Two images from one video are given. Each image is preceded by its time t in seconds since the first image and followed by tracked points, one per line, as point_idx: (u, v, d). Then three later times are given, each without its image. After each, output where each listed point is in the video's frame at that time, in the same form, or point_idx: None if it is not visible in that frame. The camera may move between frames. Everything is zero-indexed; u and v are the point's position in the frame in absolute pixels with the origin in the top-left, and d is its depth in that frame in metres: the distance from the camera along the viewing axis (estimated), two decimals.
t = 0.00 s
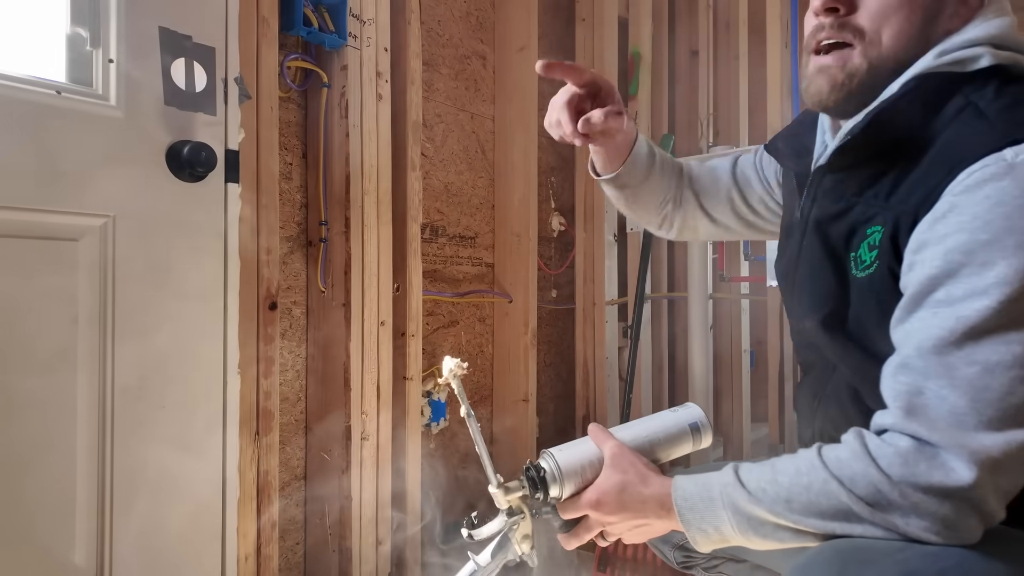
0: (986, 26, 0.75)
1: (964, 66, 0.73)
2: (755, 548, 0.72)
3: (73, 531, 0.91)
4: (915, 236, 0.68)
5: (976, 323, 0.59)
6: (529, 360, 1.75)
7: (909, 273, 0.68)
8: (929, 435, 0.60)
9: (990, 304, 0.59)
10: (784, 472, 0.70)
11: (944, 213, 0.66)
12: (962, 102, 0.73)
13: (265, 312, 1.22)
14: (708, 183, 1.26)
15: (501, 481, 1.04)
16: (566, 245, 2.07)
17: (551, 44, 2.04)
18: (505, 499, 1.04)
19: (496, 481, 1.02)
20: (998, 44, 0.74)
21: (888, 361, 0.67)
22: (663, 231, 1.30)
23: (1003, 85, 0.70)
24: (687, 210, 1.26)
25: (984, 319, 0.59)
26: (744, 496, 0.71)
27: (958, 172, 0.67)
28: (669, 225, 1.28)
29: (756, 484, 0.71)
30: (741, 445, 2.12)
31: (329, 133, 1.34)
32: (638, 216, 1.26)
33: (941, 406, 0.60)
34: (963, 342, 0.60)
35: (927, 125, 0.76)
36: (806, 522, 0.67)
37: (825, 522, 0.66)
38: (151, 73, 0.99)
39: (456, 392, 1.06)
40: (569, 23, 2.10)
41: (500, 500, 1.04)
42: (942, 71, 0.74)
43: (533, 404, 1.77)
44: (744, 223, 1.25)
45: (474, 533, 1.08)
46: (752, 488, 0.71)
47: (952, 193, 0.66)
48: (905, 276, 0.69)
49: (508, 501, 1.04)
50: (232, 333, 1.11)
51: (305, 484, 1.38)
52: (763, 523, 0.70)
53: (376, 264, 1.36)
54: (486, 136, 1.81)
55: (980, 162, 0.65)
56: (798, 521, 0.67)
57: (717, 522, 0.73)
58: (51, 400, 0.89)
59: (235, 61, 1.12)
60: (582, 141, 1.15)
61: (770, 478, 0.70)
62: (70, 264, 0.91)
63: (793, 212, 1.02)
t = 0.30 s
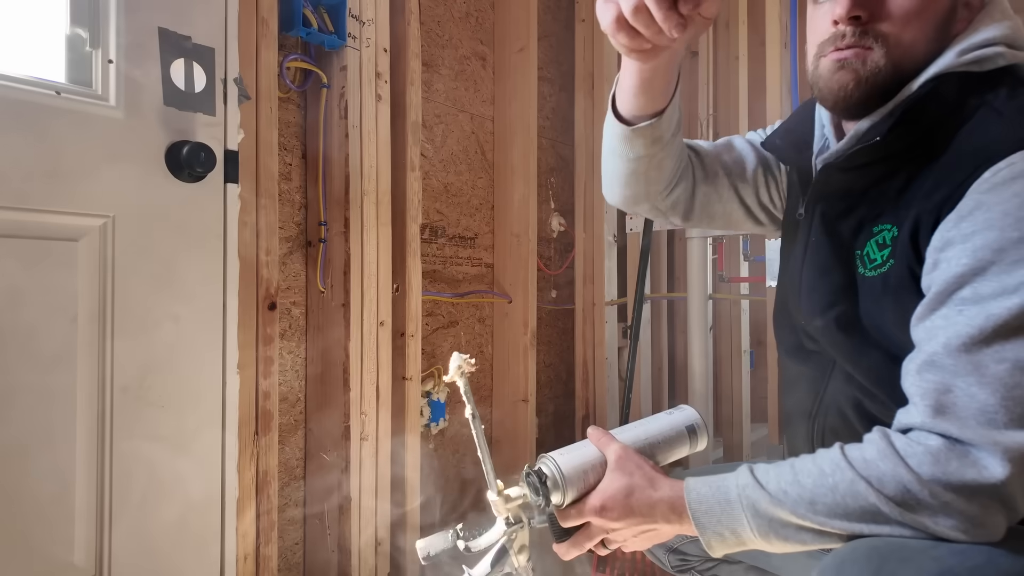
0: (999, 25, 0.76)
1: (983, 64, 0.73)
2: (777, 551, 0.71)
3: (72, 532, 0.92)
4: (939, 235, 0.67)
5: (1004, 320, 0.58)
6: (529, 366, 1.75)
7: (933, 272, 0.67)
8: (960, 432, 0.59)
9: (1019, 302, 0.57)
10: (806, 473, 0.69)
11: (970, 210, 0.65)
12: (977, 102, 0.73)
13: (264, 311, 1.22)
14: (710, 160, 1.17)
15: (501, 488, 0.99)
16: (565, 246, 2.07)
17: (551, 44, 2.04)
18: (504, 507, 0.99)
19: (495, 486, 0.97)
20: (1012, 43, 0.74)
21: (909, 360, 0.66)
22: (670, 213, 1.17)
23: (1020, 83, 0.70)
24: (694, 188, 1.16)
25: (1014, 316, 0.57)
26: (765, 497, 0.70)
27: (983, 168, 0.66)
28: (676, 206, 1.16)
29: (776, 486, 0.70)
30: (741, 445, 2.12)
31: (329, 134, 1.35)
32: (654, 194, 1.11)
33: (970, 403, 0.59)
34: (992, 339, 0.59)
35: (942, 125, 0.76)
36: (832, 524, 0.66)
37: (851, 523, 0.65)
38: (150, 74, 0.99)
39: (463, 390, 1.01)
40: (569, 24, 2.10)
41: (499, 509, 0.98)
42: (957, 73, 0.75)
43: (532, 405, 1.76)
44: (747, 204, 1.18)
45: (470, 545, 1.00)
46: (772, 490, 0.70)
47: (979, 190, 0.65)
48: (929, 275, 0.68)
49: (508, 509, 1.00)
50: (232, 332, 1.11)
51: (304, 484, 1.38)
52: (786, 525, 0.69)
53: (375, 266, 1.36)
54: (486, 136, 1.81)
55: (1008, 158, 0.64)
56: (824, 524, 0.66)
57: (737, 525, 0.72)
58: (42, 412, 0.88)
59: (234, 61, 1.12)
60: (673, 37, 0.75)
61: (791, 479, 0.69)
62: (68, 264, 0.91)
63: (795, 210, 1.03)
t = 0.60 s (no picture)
0: (987, 31, 0.75)
1: (970, 72, 0.72)
2: (792, 564, 0.71)
3: (73, 532, 0.92)
4: (937, 240, 0.67)
5: (1010, 323, 0.58)
6: (529, 368, 1.75)
7: (933, 278, 0.67)
8: (974, 441, 0.59)
9: None
10: (819, 485, 0.69)
11: (965, 213, 0.64)
12: (966, 105, 0.72)
13: (264, 312, 1.22)
14: (702, 229, 1.26)
15: (505, 504, 0.99)
16: (566, 246, 2.07)
17: (552, 45, 2.04)
18: (510, 523, 0.99)
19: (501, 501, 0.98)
20: (999, 48, 0.74)
21: (916, 368, 0.66)
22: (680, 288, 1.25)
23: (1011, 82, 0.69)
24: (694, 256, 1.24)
25: (1019, 319, 0.57)
26: (777, 511, 0.70)
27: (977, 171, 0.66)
28: (682, 280, 1.24)
29: (790, 498, 0.70)
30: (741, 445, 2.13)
31: (329, 135, 1.35)
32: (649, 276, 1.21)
33: (981, 410, 0.59)
34: (999, 343, 0.59)
35: (933, 130, 0.75)
36: (848, 537, 0.66)
37: (869, 537, 0.65)
38: (152, 75, 1.00)
39: (465, 403, 1.00)
40: (569, 25, 2.10)
41: (504, 525, 0.99)
42: (946, 80, 0.74)
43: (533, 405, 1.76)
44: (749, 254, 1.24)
45: (478, 564, 1.02)
46: (785, 503, 0.70)
47: (972, 192, 0.64)
48: (930, 281, 0.68)
49: (513, 526, 0.99)
50: (232, 332, 1.11)
51: (305, 485, 1.38)
52: (800, 538, 0.69)
53: (376, 267, 1.36)
54: (486, 137, 1.81)
55: (999, 158, 0.64)
56: (839, 537, 0.66)
57: (749, 539, 0.72)
58: (44, 406, 0.89)
59: (234, 62, 1.12)
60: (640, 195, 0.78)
61: (804, 491, 0.70)
62: (68, 265, 0.91)
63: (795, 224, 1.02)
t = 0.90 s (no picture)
0: (934, 48, 0.81)
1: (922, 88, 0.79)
2: None
3: (73, 533, 0.92)
4: (916, 247, 0.73)
5: (994, 320, 0.63)
6: (529, 368, 1.75)
7: (919, 284, 0.72)
8: (974, 442, 0.64)
9: (1007, 301, 0.62)
10: (827, 499, 0.73)
11: (939, 218, 0.71)
12: (930, 116, 0.78)
13: (264, 312, 1.21)
14: (727, 318, 1.32)
15: (509, 543, 1.03)
16: (565, 246, 2.07)
17: (551, 46, 2.04)
18: (518, 564, 1.03)
19: (507, 542, 1.02)
20: (948, 64, 0.81)
21: (912, 376, 0.71)
22: (733, 374, 1.29)
23: (970, 96, 0.77)
24: (732, 346, 1.29)
25: (1003, 316, 0.63)
26: (787, 527, 0.74)
27: (946, 175, 0.73)
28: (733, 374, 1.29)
29: (798, 514, 0.74)
30: (741, 445, 2.13)
31: (329, 135, 1.35)
32: (691, 382, 1.29)
33: (979, 412, 0.64)
34: (987, 341, 0.64)
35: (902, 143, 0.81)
36: (859, 549, 0.70)
37: (880, 548, 0.69)
38: (152, 76, 1.00)
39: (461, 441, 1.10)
40: (568, 25, 2.10)
41: (512, 566, 1.03)
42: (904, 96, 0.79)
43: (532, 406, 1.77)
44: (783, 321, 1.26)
45: None
46: (794, 519, 0.74)
47: (944, 197, 0.71)
48: (916, 286, 0.73)
49: (521, 567, 1.03)
50: (231, 332, 1.11)
51: (304, 485, 1.38)
52: (813, 554, 0.73)
53: (375, 267, 1.36)
54: (486, 138, 1.82)
55: (965, 163, 0.70)
56: (851, 549, 0.70)
57: (761, 559, 0.75)
58: (42, 401, 0.89)
59: (234, 63, 1.12)
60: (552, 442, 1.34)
61: (813, 506, 0.73)
62: (67, 264, 0.91)
63: (783, 253, 1.09)
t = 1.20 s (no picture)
0: (903, 63, 0.84)
1: (895, 103, 0.81)
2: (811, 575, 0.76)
3: (74, 532, 0.92)
4: (904, 249, 0.74)
5: (981, 316, 0.64)
6: (529, 368, 1.75)
7: (908, 287, 0.73)
8: (971, 435, 0.65)
9: (992, 296, 0.64)
10: (831, 492, 0.75)
11: (921, 221, 0.72)
12: (904, 127, 0.80)
13: (265, 312, 1.21)
14: (716, 330, 1.36)
15: (522, 531, 1.04)
16: (566, 246, 2.08)
17: (551, 46, 2.05)
18: (528, 553, 1.04)
19: (519, 532, 1.02)
20: (917, 78, 0.83)
21: (909, 375, 0.72)
22: (719, 385, 1.35)
23: (942, 106, 0.78)
24: (719, 358, 1.34)
25: (988, 312, 0.64)
26: (792, 520, 0.76)
27: (926, 180, 0.74)
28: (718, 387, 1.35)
29: (803, 507, 0.76)
30: (742, 446, 2.12)
31: (330, 135, 1.36)
32: (676, 395, 1.36)
33: (974, 405, 0.65)
34: (977, 335, 0.65)
35: (880, 155, 0.83)
36: (862, 540, 0.72)
37: (883, 540, 0.71)
38: (155, 77, 1.00)
39: (474, 428, 1.14)
40: (569, 25, 2.10)
41: (523, 555, 1.04)
42: (878, 109, 0.81)
43: (533, 406, 1.76)
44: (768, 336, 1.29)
45: None
46: (799, 512, 0.76)
47: (924, 200, 0.72)
48: (906, 289, 0.74)
49: (532, 556, 1.04)
50: (232, 331, 1.11)
51: (305, 484, 1.38)
52: (817, 546, 0.75)
53: (376, 267, 1.36)
54: (486, 137, 1.82)
55: (942, 167, 0.71)
56: (853, 540, 0.72)
57: (767, 552, 0.77)
58: (42, 397, 0.89)
59: (235, 63, 1.12)
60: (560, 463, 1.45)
61: (817, 499, 0.76)
62: (69, 264, 0.91)
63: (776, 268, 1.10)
